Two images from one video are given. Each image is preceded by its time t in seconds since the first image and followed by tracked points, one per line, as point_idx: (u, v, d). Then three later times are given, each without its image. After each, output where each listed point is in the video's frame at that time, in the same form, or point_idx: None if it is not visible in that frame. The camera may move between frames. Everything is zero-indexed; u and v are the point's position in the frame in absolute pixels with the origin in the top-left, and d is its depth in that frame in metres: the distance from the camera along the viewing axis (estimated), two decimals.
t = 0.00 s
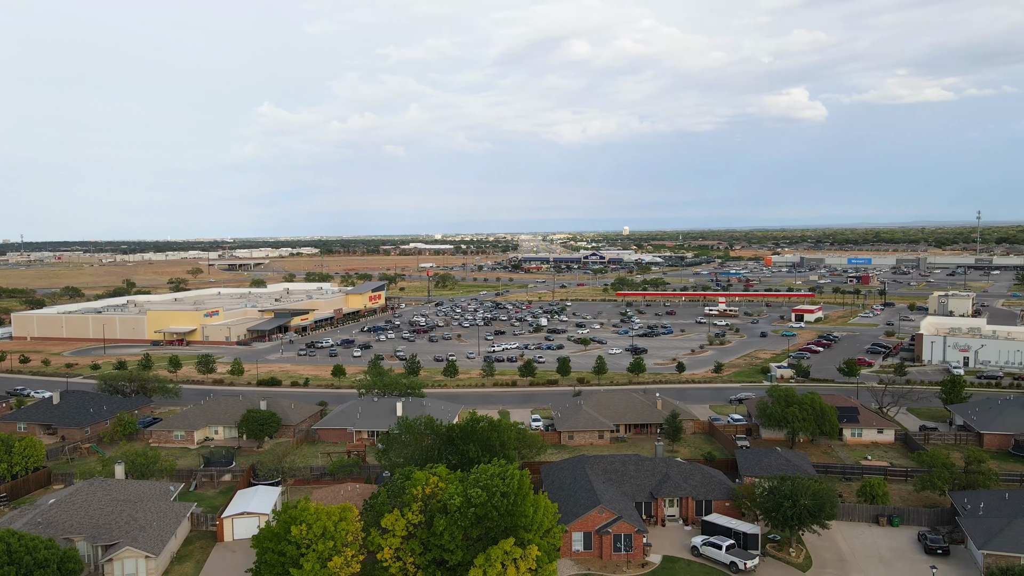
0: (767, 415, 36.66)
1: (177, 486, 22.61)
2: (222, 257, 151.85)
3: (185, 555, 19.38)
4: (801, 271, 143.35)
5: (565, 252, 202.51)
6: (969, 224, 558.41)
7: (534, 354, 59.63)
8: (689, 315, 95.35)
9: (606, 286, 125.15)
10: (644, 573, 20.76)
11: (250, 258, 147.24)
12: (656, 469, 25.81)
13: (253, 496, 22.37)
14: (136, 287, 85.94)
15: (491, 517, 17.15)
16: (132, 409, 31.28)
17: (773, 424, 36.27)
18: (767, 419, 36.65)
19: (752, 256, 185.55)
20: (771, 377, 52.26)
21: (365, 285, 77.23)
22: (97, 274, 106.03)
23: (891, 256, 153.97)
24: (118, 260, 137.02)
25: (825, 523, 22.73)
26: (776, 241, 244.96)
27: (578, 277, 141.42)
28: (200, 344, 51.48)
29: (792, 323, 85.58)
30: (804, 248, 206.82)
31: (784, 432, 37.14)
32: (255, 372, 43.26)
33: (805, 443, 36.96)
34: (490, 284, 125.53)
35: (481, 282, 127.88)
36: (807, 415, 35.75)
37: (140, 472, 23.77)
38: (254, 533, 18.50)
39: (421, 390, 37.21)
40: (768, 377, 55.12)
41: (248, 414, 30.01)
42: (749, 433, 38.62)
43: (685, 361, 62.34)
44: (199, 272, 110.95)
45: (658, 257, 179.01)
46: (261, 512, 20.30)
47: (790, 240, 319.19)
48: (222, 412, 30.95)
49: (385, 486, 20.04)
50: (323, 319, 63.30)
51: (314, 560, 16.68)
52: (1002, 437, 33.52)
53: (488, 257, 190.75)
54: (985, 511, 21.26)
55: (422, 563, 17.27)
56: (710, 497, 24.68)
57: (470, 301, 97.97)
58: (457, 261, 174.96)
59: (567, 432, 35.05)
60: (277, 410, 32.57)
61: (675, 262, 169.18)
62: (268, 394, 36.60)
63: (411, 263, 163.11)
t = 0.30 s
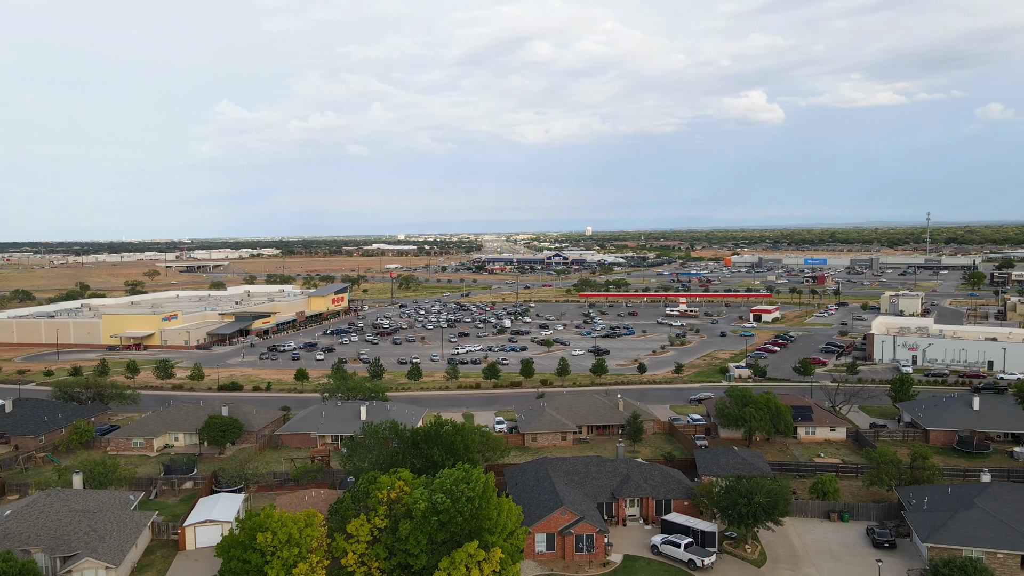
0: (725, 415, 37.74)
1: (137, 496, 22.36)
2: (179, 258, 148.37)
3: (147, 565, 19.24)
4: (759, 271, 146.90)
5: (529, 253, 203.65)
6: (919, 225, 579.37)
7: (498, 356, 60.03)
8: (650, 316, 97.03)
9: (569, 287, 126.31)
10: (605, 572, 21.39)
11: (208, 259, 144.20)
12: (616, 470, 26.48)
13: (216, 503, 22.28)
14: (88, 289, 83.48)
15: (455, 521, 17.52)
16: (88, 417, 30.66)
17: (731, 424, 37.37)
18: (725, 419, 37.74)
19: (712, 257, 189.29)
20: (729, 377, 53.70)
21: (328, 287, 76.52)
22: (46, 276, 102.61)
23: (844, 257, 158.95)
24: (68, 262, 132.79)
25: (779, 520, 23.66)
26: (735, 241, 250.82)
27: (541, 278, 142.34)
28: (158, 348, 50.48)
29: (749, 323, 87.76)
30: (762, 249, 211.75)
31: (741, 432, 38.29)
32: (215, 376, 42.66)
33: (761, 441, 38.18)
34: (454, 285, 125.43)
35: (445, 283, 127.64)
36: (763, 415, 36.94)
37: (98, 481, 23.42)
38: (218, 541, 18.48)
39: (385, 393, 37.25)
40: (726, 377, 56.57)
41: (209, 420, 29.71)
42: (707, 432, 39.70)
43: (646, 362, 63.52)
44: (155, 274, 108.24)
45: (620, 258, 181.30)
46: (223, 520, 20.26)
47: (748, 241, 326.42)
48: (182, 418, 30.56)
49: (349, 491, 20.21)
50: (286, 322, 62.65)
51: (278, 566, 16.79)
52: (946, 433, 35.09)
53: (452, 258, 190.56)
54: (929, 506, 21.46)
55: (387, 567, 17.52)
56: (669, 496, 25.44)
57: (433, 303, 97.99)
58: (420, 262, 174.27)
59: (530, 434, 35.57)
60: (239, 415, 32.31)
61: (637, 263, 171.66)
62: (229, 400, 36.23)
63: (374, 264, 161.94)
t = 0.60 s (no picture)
0: (682, 416, 38.85)
1: (94, 506, 22.10)
2: (131, 259, 144.29)
3: None
4: (717, 272, 150.28)
5: (491, 254, 204.02)
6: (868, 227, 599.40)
7: (460, 358, 60.32)
8: (611, 317, 98.52)
9: (532, 288, 127.17)
10: (566, 572, 22.00)
11: (162, 260, 140.67)
12: (577, 472, 27.14)
13: (176, 512, 22.15)
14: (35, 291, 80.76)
15: (418, 526, 17.88)
16: (40, 425, 29.99)
17: (688, 424, 38.49)
18: (683, 420, 38.83)
19: (671, 257, 192.69)
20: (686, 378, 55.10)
21: (288, 289, 75.64)
22: None
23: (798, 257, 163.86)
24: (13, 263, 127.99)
25: (733, 517, 24.64)
26: (694, 241, 255.88)
27: (504, 279, 142.93)
28: (112, 353, 49.39)
29: (707, 324, 89.86)
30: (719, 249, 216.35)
31: (697, 431, 39.48)
32: (173, 382, 41.95)
33: (716, 440, 39.41)
34: (415, 287, 125.08)
35: (407, 285, 127.15)
36: (718, 415, 38.14)
37: (54, 492, 23.05)
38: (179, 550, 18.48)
39: (347, 398, 37.23)
40: (684, 377, 57.98)
41: (167, 427, 29.37)
42: (665, 433, 40.77)
43: (606, 363, 64.66)
44: (107, 275, 105.22)
45: (582, 258, 183.20)
46: (184, 529, 20.21)
47: (706, 242, 332.99)
48: (139, 425, 30.14)
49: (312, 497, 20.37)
50: (244, 325, 61.79)
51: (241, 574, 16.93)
52: (892, 429, 36.79)
53: (414, 258, 189.72)
54: (873, 500, 22.52)
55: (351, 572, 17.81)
56: (628, 496, 26.23)
57: (395, 305, 97.65)
58: (382, 263, 173.18)
59: (492, 437, 36.06)
60: (198, 422, 31.98)
61: (598, 263, 173.80)
62: (187, 406, 35.76)
63: (333, 264, 160.15)
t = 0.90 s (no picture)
0: (649, 417, 39.68)
1: (58, 515, 21.87)
2: (90, 260, 140.71)
3: None
4: (684, 272, 152.64)
5: (460, 255, 203.90)
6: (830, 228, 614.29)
7: (430, 361, 60.42)
8: (580, 317, 99.49)
9: (501, 289, 127.63)
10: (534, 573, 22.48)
11: (123, 261, 137.58)
12: (544, 474, 27.66)
13: (142, 520, 22.03)
14: None
15: (388, 529, 18.18)
16: None
17: (654, 425, 39.33)
18: (649, 420, 39.67)
19: (640, 257, 195.03)
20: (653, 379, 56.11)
21: (255, 291, 74.75)
22: None
23: (764, 257, 167.24)
24: None
25: (696, 516, 25.40)
26: (661, 242, 259.56)
27: (473, 280, 143.01)
28: (73, 358, 48.44)
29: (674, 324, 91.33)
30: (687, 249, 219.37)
31: (663, 431, 40.37)
32: (137, 387, 41.32)
33: (681, 440, 40.37)
34: (384, 288, 124.48)
35: (376, 286, 126.48)
36: (683, 416, 39.06)
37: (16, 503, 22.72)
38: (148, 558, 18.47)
39: (316, 402, 37.15)
40: (651, 378, 59.00)
41: (132, 433, 29.05)
42: (632, 433, 41.58)
43: (575, 365, 65.41)
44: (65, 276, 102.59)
45: (551, 259, 184.31)
46: (151, 537, 20.16)
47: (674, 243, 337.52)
48: (103, 432, 29.77)
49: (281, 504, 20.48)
50: (210, 329, 61.00)
51: None
52: (850, 428, 38.12)
53: (383, 259, 188.55)
54: (831, 498, 23.45)
55: None
56: (595, 497, 26.83)
57: (364, 306, 97.18)
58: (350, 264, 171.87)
59: (462, 440, 36.41)
60: (164, 428, 31.65)
61: (567, 264, 175.06)
62: (153, 411, 35.33)
63: (301, 265, 158.42)
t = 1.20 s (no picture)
0: (618, 418, 40.43)
1: (24, 525, 21.68)
2: (51, 262, 137.24)
3: None
4: (654, 273, 154.70)
5: (432, 255, 203.35)
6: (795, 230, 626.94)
7: (401, 363, 60.51)
8: (551, 319, 100.35)
9: (473, 290, 127.89)
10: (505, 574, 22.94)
11: (86, 263, 134.52)
12: (515, 476, 28.14)
13: (110, 528, 21.96)
14: None
15: (360, 535, 18.51)
16: None
17: (623, 426, 40.10)
18: (619, 421, 40.47)
19: (611, 258, 197.00)
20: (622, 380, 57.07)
21: (224, 293, 73.88)
22: None
23: (732, 257, 170.23)
24: None
25: (663, 516, 26.12)
26: (633, 242, 262.44)
27: (445, 281, 142.95)
28: (36, 363, 47.57)
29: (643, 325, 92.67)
30: (656, 250, 222.17)
31: (632, 432, 41.16)
32: (103, 392, 40.75)
33: (650, 440, 41.24)
34: (355, 289, 123.76)
35: (346, 287, 125.74)
36: (651, 418, 39.88)
37: None
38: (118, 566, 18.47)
39: (287, 406, 37.12)
40: (620, 379, 59.94)
41: (99, 440, 28.79)
42: (601, 434, 42.33)
43: (546, 366, 66.10)
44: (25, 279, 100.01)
45: (523, 259, 185.21)
46: (120, 545, 20.15)
47: (644, 244, 341.22)
48: (69, 439, 29.42)
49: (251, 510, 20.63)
50: (178, 332, 60.26)
51: None
52: (813, 427, 39.35)
53: (354, 260, 187.33)
54: (793, 496, 24.36)
55: None
56: (565, 499, 27.40)
57: (334, 308, 96.70)
58: (321, 265, 170.39)
59: (433, 443, 36.75)
60: (131, 434, 31.38)
61: (539, 265, 176.01)
62: (120, 417, 34.98)
63: (270, 267, 156.60)
